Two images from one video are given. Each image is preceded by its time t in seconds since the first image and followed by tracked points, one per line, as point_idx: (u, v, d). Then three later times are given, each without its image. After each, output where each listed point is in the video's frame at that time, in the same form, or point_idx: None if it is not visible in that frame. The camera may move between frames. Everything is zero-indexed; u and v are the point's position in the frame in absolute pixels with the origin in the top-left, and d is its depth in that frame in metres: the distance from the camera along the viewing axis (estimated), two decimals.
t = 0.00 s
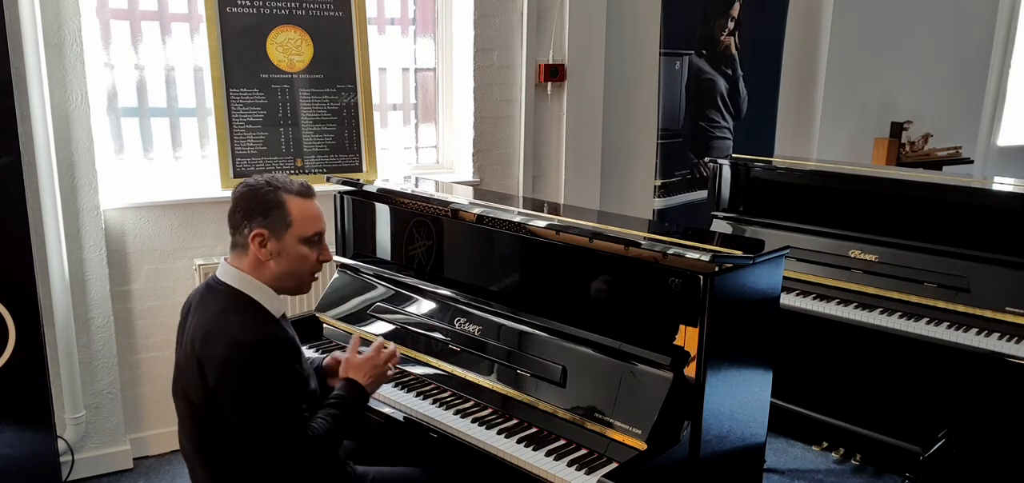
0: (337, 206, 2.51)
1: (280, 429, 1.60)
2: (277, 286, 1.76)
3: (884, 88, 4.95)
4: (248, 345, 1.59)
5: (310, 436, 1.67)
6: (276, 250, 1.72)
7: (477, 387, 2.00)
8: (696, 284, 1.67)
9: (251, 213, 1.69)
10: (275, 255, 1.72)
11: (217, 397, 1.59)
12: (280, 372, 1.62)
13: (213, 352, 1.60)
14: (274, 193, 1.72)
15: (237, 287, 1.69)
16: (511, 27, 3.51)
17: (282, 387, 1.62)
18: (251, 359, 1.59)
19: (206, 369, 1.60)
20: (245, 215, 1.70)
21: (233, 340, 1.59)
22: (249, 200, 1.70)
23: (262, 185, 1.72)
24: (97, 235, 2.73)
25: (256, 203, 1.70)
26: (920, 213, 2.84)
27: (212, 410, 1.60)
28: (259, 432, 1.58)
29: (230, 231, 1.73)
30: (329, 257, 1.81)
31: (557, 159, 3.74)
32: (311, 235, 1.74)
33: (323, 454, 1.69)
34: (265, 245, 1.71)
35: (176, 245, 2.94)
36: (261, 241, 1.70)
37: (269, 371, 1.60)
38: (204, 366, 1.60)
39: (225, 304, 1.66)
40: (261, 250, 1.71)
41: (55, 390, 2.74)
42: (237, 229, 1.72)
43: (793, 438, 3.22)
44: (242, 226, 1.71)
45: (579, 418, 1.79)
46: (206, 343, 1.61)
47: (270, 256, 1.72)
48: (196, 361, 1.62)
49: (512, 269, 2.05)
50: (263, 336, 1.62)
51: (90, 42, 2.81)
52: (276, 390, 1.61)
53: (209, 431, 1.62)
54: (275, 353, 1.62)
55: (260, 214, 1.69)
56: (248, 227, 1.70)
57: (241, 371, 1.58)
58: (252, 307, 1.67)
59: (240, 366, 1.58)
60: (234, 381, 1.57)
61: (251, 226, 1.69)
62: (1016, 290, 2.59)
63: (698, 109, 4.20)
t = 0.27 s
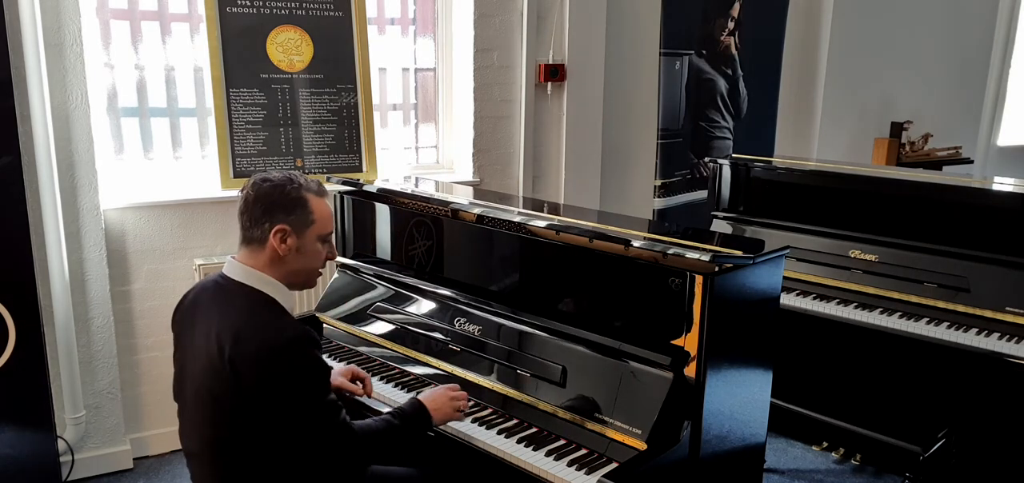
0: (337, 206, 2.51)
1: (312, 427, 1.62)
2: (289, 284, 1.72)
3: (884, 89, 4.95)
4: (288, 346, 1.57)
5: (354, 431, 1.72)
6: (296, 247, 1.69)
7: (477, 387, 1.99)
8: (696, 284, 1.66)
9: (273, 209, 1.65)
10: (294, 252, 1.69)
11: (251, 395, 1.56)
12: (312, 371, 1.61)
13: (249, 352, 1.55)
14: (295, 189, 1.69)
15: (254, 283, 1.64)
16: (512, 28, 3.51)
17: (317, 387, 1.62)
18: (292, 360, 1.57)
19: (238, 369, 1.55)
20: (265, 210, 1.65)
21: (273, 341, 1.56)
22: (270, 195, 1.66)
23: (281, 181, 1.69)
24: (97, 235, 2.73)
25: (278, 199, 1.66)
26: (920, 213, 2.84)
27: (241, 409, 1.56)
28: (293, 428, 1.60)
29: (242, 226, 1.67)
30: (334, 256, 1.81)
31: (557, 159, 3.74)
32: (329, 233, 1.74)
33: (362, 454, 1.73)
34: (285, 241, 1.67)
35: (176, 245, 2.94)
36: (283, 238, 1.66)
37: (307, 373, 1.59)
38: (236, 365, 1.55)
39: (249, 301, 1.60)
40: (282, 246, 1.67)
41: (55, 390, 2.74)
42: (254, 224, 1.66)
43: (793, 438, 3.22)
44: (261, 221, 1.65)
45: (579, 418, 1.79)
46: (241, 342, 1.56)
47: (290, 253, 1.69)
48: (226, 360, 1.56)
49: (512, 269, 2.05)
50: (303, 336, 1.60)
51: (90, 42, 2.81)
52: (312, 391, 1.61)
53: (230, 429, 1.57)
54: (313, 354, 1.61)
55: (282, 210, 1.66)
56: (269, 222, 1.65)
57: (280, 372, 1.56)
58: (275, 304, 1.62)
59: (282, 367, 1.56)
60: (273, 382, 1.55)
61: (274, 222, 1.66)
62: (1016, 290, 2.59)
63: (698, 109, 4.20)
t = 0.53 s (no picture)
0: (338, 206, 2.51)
1: (323, 424, 1.63)
2: (300, 283, 1.73)
3: (884, 89, 4.95)
4: (300, 345, 1.58)
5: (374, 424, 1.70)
6: (308, 245, 1.70)
7: (477, 387, 1.99)
8: (695, 284, 1.66)
9: (286, 207, 1.67)
10: (306, 250, 1.70)
11: (262, 392, 1.56)
12: (322, 369, 1.61)
13: (262, 351, 1.55)
14: (306, 189, 1.71)
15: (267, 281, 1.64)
16: (512, 28, 3.51)
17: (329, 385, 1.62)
18: (305, 357, 1.58)
19: (250, 367, 1.56)
20: (278, 208, 1.66)
21: (285, 340, 1.57)
22: (283, 194, 1.67)
23: (293, 181, 1.70)
24: (97, 235, 2.73)
25: (290, 197, 1.67)
26: (920, 213, 2.84)
27: (252, 407, 1.57)
28: (304, 425, 1.61)
29: (254, 225, 1.68)
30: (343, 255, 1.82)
31: (558, 159, 3.74)
32: (339, 232, 1.75)
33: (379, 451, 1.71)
34: (298, 239, 1.68)
35: (176, 245, 2.94)
36: (296, 235, 1.68)
37: (318, 371, 1.60)
38: (249, 364, 1.56)
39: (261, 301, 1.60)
40: (295, 244, 1.68)
41: (55, 390, 2.74)
42: (267, 223, 1.67)
43: (793, 438, 3.22)
44: (274, 220, 1.67)
45: (579, 418, 1.79)
46: (254, 341, 1.56)
47: (302, 251, 1.70)
48: (237, 358, 1.56)
49: (512, 269, 2.05)
50: (313, 335, 1.61)
51: (90, 42, 2.81)
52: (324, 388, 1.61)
53: (240, 428, 1.58)
54: (324, 352, 1.61)
55: (295, 208, 1.67)
56: (282, 220, 1.67)
57: (293, 368, 1.57)
58: (287, 307, 1.61)
59: (293, 365, 1.57)
60: (284, 378, 1.57)
61: (287, 220, 1.67)
62: (1016, 290, 2.59)
63: (698, 109, 4.20)
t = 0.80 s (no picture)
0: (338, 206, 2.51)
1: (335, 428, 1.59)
2: (324, 288, 1.73)
3: (884, 89, 4.95)
4: (317, 346, 1.55)
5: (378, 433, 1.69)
6: (334, 249, 1.69)
7: (477, 387, 1.99)
8: (695, 284, 1.66)
9: (314, 210, 1.67)
10: (333, 254, 1.70)
11: (275, 393, 1.53)
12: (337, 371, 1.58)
13: (279, 350, 1.53)
14: (335, 192, 1.71)
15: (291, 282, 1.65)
16: (512, 28, 3.51)
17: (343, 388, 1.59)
18: (321, 359, 1.55)
19: (264, 367, 1.53)
20: (307, 211, 1.67)
21: (303, 340, 1.54)
22: (312, 196, 1.67)
23: (324, 185, 1.71)
24: (97, 235, 2.73)
25: (319, 200, 1.68)
26: (920, 214, 2.84)
27: (264, 408, 1.53)
28: (315, 428, 1.57)
29: (282, 227, 1.68)
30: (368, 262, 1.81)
31: (558, 159, 3.74)
32: (366, 237, 1.75)
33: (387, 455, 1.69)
34: (325, 242, 1.68)
35: (176, 245, 2.94)
36: (323, 239, 1.67)
37: (334, 373, 1.57)
38: (264, 363, 1.53)
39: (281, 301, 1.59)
40: (322, 247, 1.68)
41: (55, 390, 2.74)
42: (295, 225, 1.67)
43: (793, 438, 3.22)
44: (303, 223, 1.66)
45: (579, 418, 1.79)
46: (270, 340, 1.53)
47: (328, 255, 1.69)
48: (252, 356, 1.53)
49: (512, 269, 2.05)
50: (330, 338, 1.58)
51: (90, 42, 2.81)
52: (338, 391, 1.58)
53: (251, 429, 1.54)
54: (340, 355, 1.59)
55: (323, 211, 1.67)
56: (310, 223, 1.67)
57: (309, 369, 1.54)
58: (307, 307, 1.61)
59: (310, 366, 1.54)
60: (299, 378, 1.53)
61: (315, 223, 1.67)
62: (1016, 290, 2.59)
63: (698, 109, 4.20)
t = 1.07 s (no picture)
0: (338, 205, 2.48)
1: (346, 433, 1.58)
2: (345, 294, 1.73)
3: (884, 89, 4.95)
4: (335, 349, 1.55)
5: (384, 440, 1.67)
6: (356, 256, 1.70)
7: (477, 387, 1.99)
8: (695, 284, 1.65)
9: (341, 216, 1.68)
10: (357, 261, 1.70)
11: (290, 393, 1.52)
12: (352, 376, 1.58)
13: (297, 350, 1.53)
14: (363, 200, 1.72)
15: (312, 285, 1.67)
16: (511, 27, 3.51)
17: (357, 394, 1.59)
18: (339, 362, 1.55)
19: (280, 366, 1.52)
20: (334, 216, 1.67)
21: (322, 342, 1.55)
22: (340, 202, 1.68)
23: (352, 193, 1.72)
24: (97, 235, 2.73)
25: (347, 206, 1.68)
26: (920, 214, 2.84)
27: (277, 407, 1.52)
28: (326, 432, 1.56)
29: (309, 230, 1.69)
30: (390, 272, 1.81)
31: (558, 159, 3.74)
32: (390, 246, 1.75)
33: (394, 462, 1.68)
34: (350, 248, 1.68)
35: (176, 245, 2.94)
36: (348, 245, 1.68)
37: (349, 378, 1.57)
38: (280, 362, 1.52)
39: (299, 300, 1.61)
40: (346, 253, 1.68)
41: (55, 390, 2.74)
42: (321, 230, 1.68)
43: (793, 438, 3.22)
44: (329, 228, 1.67)
45: (579, 418, 1.79)
46: (288, 339, 1.54)
47: (352, 261, 1.70)
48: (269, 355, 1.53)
49: (512, 269, 2.05)
50: (348, 343, 1.58)
51: (90, 42, 2.81)
52: (352, 397, 1.58)
53: (262, 427, 1.53)
54: (357, 360, 1.59)
55: (350, 217, 1.68)
56: (337, 228, 1.67)
57: (326, 371, 1.54)
58: (326, 308, 1.63)
59: (327, 368, 1.54)
60: (314, 381, 1.53)
61: (341, 229, 1.68)
62: (1016, 290, 2.59)
63: (698, 109, 4.20)
